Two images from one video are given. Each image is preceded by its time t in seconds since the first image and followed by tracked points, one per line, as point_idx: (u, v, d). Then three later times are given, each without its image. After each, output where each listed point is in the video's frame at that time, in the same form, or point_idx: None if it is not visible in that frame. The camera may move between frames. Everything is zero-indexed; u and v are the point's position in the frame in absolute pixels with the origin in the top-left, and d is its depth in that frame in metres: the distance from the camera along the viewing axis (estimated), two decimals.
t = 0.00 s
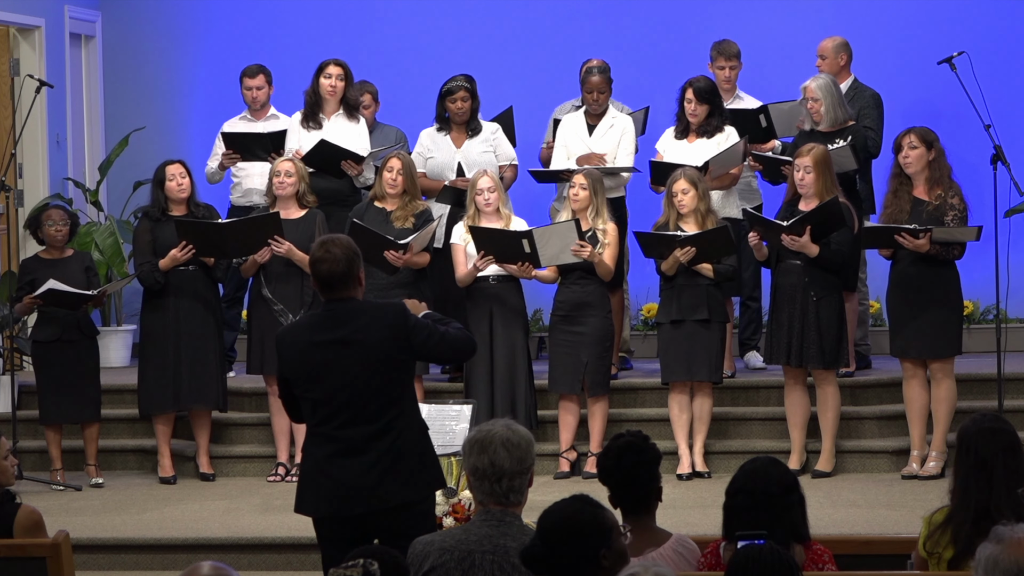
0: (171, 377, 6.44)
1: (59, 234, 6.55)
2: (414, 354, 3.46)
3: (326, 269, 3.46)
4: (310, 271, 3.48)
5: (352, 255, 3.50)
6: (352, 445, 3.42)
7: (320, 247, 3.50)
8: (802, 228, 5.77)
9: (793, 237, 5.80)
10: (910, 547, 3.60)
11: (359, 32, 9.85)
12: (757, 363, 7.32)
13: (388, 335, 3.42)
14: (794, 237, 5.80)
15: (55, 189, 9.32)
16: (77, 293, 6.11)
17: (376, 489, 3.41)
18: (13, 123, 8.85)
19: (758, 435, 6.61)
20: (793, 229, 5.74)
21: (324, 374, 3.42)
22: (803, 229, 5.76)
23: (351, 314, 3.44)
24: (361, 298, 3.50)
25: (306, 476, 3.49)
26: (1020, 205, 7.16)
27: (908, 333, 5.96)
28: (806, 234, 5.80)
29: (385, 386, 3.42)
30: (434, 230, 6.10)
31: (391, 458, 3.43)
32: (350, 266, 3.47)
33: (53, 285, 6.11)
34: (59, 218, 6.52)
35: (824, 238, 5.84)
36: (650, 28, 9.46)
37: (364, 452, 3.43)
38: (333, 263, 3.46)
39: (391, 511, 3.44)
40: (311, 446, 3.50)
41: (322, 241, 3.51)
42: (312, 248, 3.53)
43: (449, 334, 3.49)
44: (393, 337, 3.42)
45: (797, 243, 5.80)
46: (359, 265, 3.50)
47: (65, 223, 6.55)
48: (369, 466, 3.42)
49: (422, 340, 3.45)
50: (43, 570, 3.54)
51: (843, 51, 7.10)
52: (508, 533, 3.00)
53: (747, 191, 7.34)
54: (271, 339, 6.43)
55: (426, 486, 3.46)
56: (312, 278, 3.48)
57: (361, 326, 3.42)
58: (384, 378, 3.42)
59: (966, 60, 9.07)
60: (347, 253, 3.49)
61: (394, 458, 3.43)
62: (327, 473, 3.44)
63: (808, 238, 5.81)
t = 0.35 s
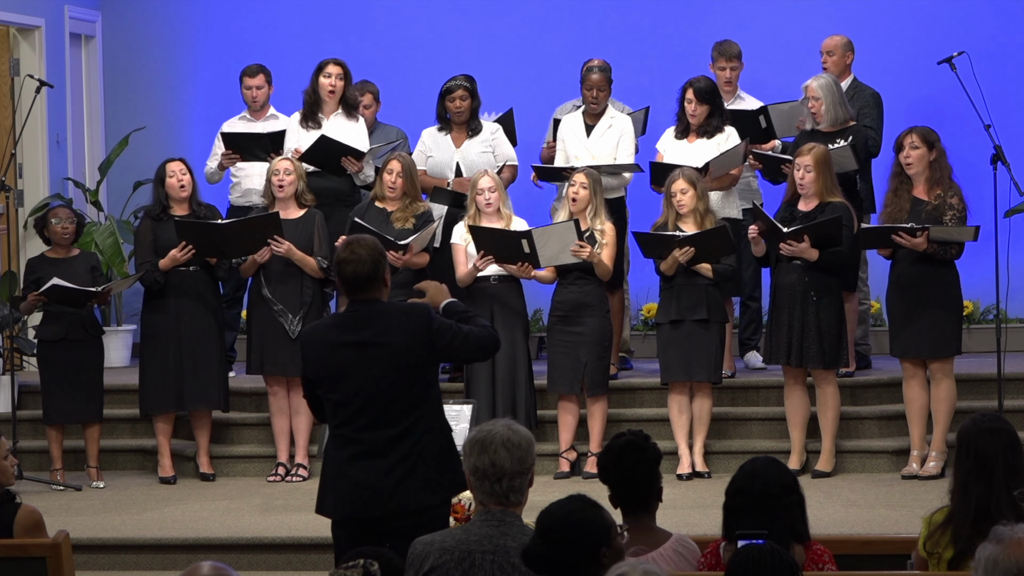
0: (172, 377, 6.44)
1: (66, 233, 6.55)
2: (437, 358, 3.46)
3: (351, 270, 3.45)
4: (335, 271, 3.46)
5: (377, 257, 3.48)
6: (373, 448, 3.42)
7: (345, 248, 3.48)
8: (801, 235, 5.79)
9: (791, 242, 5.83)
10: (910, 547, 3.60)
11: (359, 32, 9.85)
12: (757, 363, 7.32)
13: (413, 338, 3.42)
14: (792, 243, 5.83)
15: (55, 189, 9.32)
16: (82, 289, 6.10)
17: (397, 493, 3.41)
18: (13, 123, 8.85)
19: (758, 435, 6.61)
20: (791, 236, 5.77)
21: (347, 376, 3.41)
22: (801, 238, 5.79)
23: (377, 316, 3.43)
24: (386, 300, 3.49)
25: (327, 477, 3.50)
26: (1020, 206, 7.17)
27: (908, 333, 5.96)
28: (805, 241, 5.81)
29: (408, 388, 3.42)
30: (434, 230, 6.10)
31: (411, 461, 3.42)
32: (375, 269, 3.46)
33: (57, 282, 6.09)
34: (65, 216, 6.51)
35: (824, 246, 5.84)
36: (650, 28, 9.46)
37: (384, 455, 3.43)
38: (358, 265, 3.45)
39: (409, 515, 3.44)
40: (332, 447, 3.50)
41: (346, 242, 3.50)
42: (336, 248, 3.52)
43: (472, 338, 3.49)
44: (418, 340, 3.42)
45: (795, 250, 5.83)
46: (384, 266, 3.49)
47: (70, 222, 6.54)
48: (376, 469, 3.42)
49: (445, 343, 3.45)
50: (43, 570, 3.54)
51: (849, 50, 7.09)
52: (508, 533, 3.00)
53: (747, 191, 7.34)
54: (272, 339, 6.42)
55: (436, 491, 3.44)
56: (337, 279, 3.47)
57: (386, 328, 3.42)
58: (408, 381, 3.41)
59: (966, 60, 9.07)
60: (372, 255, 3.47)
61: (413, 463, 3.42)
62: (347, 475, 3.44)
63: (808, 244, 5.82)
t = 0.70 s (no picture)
0: (172, 376, 6.43)
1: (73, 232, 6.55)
2: (455, 363, 3.44)
3: (377, 268, 3.45)
4: (361, 267, 3.46)
5: (403, 256, 3.48)
6: (383, 448, 3.42)
7: (371, 246, 3.48)
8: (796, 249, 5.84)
9: (787, 256, 5.88)
10: (910, 547, 3.60)
11: (359, 32, 9.85)
12: (757, 363, 7.32)
13: (432, 340, 3.41)
14: (788, 257, 5.88)
15: (55, 189, 9.32)
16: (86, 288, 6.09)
17: (404, 494, 3.40)
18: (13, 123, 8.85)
19: (757, 435, 6.61)
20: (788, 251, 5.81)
21: (363, 372, 3.42)
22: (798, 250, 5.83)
23: (399, 316, 3.43)
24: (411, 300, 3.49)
25: (337, 475, 3.50)
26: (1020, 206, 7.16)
27: (908, 333, 5.96)
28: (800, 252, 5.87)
29: (423, 390, 3.41)
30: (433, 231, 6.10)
31: (421, 465, 3.42)
32: (401, 268, 3.46)
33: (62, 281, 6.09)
34: (71, 216, 6.54)
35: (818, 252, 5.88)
36: (650, 28, 9.46)
37: (394, 457, 3.42)
38: (385, 263, 3.45)
39: (416, 517, 3.43)
40: (344, 442, 3.51)
41: (374, 239, 3.50)
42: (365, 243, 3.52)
43: (492, 347, 3.47)
44: (437, 343, 3.41)
45: (791, 262, 5.88)
46: (410, 267, 3.48)
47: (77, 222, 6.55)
48: (377, 468, 3.42)
49: (465, 349, 3.43)
50: (43, 570, 3.54)
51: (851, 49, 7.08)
52: (508, 533, 3.00)
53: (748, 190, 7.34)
54: (272, 340, 6.42)
55: (441, 494, 3.43)
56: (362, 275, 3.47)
57: (407, 328, 3.42)
58: (424, 383, 3.41)
59: (966, 60, 9.07)
60: (398, 254, 3.47)
61: (424, 465, 3.42)
62: (356, 474, 3.44)
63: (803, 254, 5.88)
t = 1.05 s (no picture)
0: (173, 376, 6.43)
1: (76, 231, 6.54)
2: (463, 364, 3.45)
3: (387, 268, 3.45)
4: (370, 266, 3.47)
5: (413, 256, 3.49)
6: (388, 448, 3.42)
7: (381, 245, 3.49)
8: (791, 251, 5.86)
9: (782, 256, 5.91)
10: (910, 547, 3.60)
11: (359, 32, 9.85)
12: (757, 363, 7.32)
13: (441, 339, 3.41)
14: (783, 257, 5.90)
15: (55, 189, 9.32)
16: (88, 288, 6.09)
17: (407, 494, 3.41)
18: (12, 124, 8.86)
19: (757, 435, 6.61)
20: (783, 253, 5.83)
21: (371, 370, 3.40)
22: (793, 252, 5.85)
23: (408, 315, 3.43)
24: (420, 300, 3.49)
25: (340, 474, 3.50)
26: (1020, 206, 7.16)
27: (908, 334, 5.96)
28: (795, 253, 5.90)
29: (431, 389, 3.41)
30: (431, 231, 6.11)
31: (426, 465, 3.42)
32: (411, 268, 3.47)
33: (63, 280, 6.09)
34: (76, 216, 6.52)
35: (813, 254, 5.91)
36: (650, 28, 9.46)
37: (399, 456, 3.42)
38: (396, 262, 3.45)
39: (420, 517, 3.44)
40: (348, 441, 3.50)
41: (383, 238, 3.50)
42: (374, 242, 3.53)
43: (500, 349, 3.48)
44: (446, 342, 3.41)
45: (787, 262, 5.90)
46: (419, 267, 3.49)
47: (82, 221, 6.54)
48: (377, 468, 3.42)
49: (473, 350, 3.43)
50: (43, 570, 3.54)
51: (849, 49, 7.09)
52: (508, 533, 3.00)
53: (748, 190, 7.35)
54: (272, 340, 6.41)
55: (445, 493, 3.44)
56: (371, 274, 3.47)
57: (416, 327, 3.41)
58: (432, 382, 3.40)
59: (966, 60, 9.08)
60: (408, 253, 3.48)
61: (429, 465, 3.43)
62: (360, 474, 3.44)
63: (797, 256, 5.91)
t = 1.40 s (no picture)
0: (173, 377, 6.43)
1: (79, 232, 6.54)
2: (456, 351, 3.48)
3: (367, 271, 3.45)
4: (348, 271, 3.46)
5: (388, 256, 3.50)
6: (394, 444, 3.41)
7: (355, 250, 3.48)
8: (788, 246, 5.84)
9: (779, 253, 5.90)
10: (910, 547, 3.59)
11: (359, 32, 9.85)
12: (757, 363, 7.32)
13: (432, 330, 3.43)
14: (779, 254, 5.89)
15: (55, 189, 9.32)
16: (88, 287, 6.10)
17: (417, 489, 3.40)
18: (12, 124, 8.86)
19: (758, 435, 6.61)
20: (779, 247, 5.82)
21: (368, 372, 3.40)
22: (789, 248, 5.83)
23: (394, 312, 3.44)
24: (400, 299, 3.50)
25: (344, 476, 3.47)
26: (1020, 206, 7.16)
27: (907, 334, 5.96)
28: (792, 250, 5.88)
29: (430, 380, 3.42)
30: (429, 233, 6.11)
31: (433, 456, 3.43)
32: (389, 267, 3.47)
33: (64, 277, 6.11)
34: (80, 217, 6.52)
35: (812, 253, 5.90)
36: (650, 28, 9.46)
37: (405, 450, 3.42)
38: (374, 264, 3.46)
39: (430, 510, 3.44)
40: (352, 445, 3.48)
41: (355, 244, 3.50)
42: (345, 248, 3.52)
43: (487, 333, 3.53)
44: (438, 333, 3.44)
45: (783, 259, 5.89)
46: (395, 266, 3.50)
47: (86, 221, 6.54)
48: (380, 466, 3.41)
49: (464, 336, 3.48)
50: (43, 570, 3.54)
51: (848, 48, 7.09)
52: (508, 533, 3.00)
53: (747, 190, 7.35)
54: (272, 340, 6.42)
55: (455, 481, 3.46)
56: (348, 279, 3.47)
57: (405, 323, 3.43)
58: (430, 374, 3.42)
59: (966, 60, 9.07)
60: (383, 254, 3.49)
61: (436, 456, 3.43)
62: (366, 473, 3.42)
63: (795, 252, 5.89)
